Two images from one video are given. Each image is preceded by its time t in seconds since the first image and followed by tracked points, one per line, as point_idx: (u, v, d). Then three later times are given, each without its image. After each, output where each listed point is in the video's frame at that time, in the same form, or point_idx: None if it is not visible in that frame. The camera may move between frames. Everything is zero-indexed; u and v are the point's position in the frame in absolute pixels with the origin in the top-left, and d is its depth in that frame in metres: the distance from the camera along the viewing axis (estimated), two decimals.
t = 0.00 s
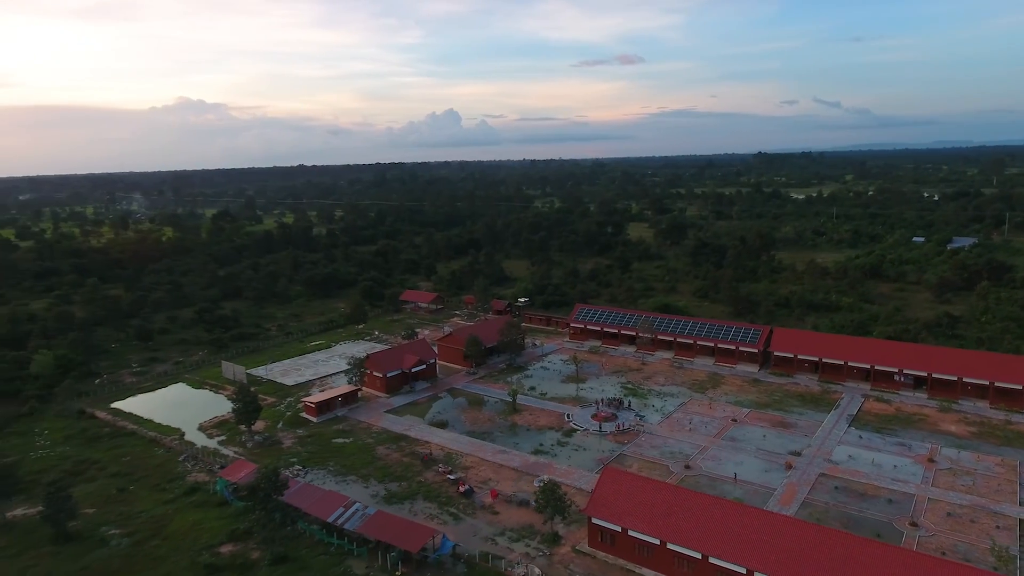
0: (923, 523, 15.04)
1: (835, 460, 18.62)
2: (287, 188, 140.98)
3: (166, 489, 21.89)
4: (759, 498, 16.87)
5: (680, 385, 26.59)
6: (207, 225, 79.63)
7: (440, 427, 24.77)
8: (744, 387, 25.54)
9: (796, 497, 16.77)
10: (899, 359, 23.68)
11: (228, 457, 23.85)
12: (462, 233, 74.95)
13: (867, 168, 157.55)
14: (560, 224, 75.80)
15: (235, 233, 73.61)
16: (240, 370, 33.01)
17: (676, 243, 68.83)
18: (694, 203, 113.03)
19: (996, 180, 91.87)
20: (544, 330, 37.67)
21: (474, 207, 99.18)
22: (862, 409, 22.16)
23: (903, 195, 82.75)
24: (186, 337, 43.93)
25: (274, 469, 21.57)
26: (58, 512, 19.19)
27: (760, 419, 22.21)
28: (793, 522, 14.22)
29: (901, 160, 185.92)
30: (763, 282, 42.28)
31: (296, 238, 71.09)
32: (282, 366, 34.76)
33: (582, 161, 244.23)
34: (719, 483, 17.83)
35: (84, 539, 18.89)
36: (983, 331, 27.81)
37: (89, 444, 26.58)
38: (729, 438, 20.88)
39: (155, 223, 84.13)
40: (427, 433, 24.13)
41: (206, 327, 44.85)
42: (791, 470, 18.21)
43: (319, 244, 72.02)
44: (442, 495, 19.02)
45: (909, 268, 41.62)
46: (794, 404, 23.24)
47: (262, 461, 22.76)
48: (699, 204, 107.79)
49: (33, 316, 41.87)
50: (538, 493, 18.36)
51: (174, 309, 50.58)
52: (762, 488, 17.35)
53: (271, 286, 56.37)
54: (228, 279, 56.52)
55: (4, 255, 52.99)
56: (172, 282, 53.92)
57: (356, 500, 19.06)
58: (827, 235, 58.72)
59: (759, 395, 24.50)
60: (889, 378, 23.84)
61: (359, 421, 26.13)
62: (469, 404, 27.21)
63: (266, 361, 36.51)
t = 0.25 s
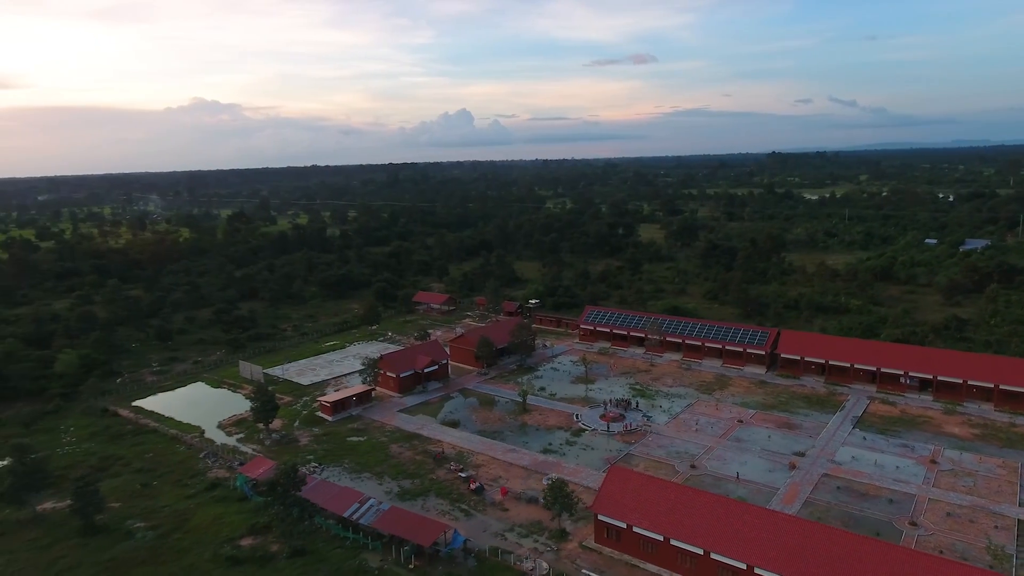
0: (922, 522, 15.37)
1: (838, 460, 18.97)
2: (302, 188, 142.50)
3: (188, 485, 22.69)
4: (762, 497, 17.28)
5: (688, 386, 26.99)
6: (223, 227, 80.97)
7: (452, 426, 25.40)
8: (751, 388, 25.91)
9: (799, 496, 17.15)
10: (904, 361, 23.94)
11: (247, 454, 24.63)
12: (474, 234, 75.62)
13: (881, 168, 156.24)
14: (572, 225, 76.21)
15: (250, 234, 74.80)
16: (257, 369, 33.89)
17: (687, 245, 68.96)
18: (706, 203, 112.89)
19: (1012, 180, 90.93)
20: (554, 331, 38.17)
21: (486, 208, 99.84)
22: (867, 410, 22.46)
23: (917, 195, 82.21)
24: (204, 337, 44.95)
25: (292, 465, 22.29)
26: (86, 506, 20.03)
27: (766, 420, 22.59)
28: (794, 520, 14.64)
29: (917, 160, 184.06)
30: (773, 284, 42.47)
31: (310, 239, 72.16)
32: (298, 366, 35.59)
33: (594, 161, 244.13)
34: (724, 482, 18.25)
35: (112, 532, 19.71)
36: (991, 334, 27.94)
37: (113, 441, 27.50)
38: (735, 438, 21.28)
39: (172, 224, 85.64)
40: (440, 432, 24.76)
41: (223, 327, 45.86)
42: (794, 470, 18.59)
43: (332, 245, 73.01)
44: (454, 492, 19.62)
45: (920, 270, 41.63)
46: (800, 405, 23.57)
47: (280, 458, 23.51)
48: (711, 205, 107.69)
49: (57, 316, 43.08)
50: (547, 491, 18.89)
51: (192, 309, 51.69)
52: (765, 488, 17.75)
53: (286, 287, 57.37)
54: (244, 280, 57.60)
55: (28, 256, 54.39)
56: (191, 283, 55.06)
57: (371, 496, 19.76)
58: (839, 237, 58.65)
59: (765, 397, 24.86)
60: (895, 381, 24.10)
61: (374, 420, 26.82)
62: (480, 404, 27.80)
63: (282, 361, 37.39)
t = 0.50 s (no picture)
0: (921, 521, 15.72)
1: (841, 461, 19.32)
2: (315, 188, 144.05)
3: (208, 481, 23.46)
4: (765, 496, 17.69)
5: (695, 388, 27.38)
6: (238, 228, 82.25)
7: (463, 425, 26.00)
8: (757, 390, 26.27)
9: (801, 495, 17.54)
10: (910, 364, 24.21)
11: (264, 452, 25.39)
12: (485, 236, 76.25)
13: (896, 168, 154.97)
14: (582, 227, 76.61)
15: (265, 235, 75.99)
16: (273, 369, 34.74)
17: (698, 246, 69.09)
18: (718, 204, 112.78)
19: None
20: (564, 333, 38.67)
21: (497, 209, 100.48)
22: (872, 412, 22.76)
23: (931, 196, 81.68)
24: (221, 337, 45.94)
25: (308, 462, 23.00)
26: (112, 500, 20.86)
27: (771, 421, 22.96)
28: (794, 519, 15.08)
29: (933, 159, 182.19)
30: (783, 286, 42.64)
31: (324, 241, 73.17)
32: (313, 366, 36.41)
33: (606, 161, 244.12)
34: (727, 481, 18.68)
35: (136, 525, 20.49)
36: (999, 337, 28.06)
37: (135, 438, 28.39)
38: (740, 439, 21.69)
39: (189, 224, 87.21)
40: (451, 431, 25.39)
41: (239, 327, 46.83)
42: (797, 470, 18.97)
43: (346, 246, 74.00)
44: (464, 489, 20.21)
45: (931, 272, 41.63)
46: (806, 407, 23.91)
47: (296, 456, 24.24)
48: (723, 205, 107.58)
49: (79, 316, 44.26)
50: (555, 489, 19.42)
51: (209, 310, 52.77)
52: (768, 487, 18.16)
53: (301, 288, 58.34)
54: (259, 281, 58.64)
55: (50, 257, 55.75)
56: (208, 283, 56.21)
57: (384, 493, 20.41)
58: (851, 239, 58.60)
59: (771, 398, 25.22)
60: (900, 383, 24.36)
61: (387, 419, 27.51)
62: (490, 404, 28.39)
63: (297, 361, 38.24)
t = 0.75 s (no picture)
0: (921, 521, 16.04)
1: (844, 462, 19.66)
2: (328, 189, 145.55)
3: (227, 477, 24.22)
4: (768, 495, 18.08)
5: (702, 389, 27.76)
6: (253, 229, 83.52)
7: (474, 425, 26.60)
8: (764, 392, 26.60)
9: (804, 495, 17.92)
10: (915, 366, 24.45)
11: (281, 449, 26.13)
12: (497, 237, 76.83)
13: (912, 168, 153.54)
14: (594, 228, 76.97)
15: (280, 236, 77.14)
16: (288, 369, 35.56)
17: (709, 247, 69.22)
18: (730, 205, 112.61)
19: None
20: (573, 334, 39.14)
21: (509, 210, 101.05)
22: (877, 414, 23.03)
23: (947, 197, 81.07)
24: (237, 337, 46.92)
25: (323, 459, 23.71)
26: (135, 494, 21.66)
27: (777, 422, 23.30)
28: (794, 518, 15.50)
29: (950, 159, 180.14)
30: (792, 288, 42.80)
31: (337, 241, 74.17)
32: (328, 366, 37.20)
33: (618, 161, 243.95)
34: (731, 481, 19.10)
35: (158, 519, 21.26)
36: (1008, 340, 28.14)
37: (156, 435, 29.29)
38: (745, 440, 22.07)
39: (206, 225, 88.78)
40: (462, 430, 25.99)
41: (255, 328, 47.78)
42: (801, 470, 19.33)
43: (359, 247, 74.97)
44: (475, 487, 20.78)
45: (942, 275, 41.58)
46: (811, 408, 24.22)
47: (311, 453, 24.94)
48: (735, 206, 107.37)
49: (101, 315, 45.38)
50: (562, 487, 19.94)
51: (226, 310, 53.83)
52: (771, 487, 18.54)
53: (315, 289, 59.27)
54: (275, 282, 59.65)
55: (71, 258, 57.05)
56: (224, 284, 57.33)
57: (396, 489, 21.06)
58: (863, 241, 58.48)
59: (778, 400, 25.54)
60: (906, 386, 24.61)
61: (399, 418, 28.18)
62: (501, 403, 28.96)
63: (312, 361, 39.06)
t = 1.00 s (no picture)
0: (923, 521, 16.31)
1: (849, 463, 19.95)
2: (343, 189, 147.05)
3: (246, 474, 24.97)
4: (772, 495, 18.43)
5: (711, 390, 28.11)
6: (270, 229, 84.82)
7: (485, 424, 27.22)
8: (772, 393, 26.91)
9: (808, 495, 18.25)
10: (922, 369, 24.73)
11: (298, 446, 26.88)
12: (510, 238, 77.44)
13: (930, 168, 151.88)
14: (606, 229, 77.31)
15: (296, 237, 78.30)
16: (305, 368, 36.42)
17: (721, 249, 69.27)
18: (744, 206, 112.30)
19: None
20: (584, 335, 39.62)
21: (522, 211, 101.55)
22: (884, 416, 23.27)
23: (963, 198, 80.37)
24: (255, 336, 47.94)
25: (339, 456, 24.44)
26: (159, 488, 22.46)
27: (783, 423, 23.62)
28: (795, 517, 15.89)
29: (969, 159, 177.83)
30: (803, 290, 42.91)
31: (352, 242, 75.16)
32: (343, 366, 38.00)
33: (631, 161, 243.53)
34: (736, 480, 19.48)
35: (181, 513, 22.06)
36: (1018, 343, 28.21)
37: (178, 432, 30.20)
38: (752, 440, 22.42)
39: (223, 225, 90.39)
40: (473, 430, 26.58)
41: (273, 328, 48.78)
42: (806, 471, 19.65)
43: (373, 248, 75.95)
44: (485, 484, 21.35)
45: (955, 276, 41.49)
46: (819, 410, 24.50)
47: (327, 450, 25.68)
48: (749, 207, 107.09)
49: (123, 314, 46.57)
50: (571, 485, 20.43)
51: (243, 309, 54.92)
52: (776, 487, 18.89)
53: (330, 289, 60.22)
54: (291, 283, 60.71)
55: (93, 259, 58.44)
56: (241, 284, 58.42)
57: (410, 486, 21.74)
58: (876, 242, 58.31)
59: (786, 401, 25.85)
60: (913, 388, 24.86)
61: (413, 417, 28.85)
62: (512, 403, 29.52)
63: (328, 361, 39.91)
